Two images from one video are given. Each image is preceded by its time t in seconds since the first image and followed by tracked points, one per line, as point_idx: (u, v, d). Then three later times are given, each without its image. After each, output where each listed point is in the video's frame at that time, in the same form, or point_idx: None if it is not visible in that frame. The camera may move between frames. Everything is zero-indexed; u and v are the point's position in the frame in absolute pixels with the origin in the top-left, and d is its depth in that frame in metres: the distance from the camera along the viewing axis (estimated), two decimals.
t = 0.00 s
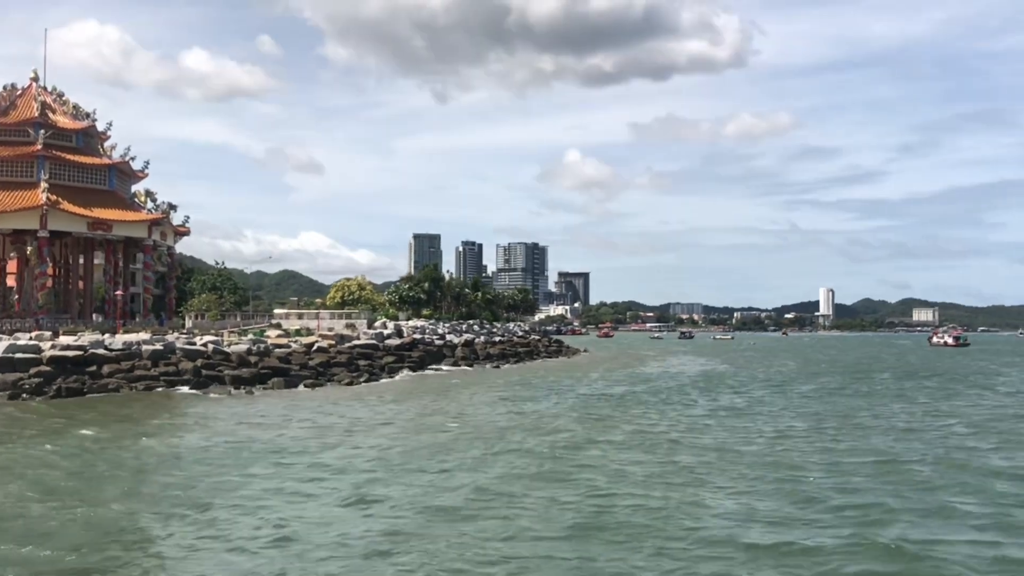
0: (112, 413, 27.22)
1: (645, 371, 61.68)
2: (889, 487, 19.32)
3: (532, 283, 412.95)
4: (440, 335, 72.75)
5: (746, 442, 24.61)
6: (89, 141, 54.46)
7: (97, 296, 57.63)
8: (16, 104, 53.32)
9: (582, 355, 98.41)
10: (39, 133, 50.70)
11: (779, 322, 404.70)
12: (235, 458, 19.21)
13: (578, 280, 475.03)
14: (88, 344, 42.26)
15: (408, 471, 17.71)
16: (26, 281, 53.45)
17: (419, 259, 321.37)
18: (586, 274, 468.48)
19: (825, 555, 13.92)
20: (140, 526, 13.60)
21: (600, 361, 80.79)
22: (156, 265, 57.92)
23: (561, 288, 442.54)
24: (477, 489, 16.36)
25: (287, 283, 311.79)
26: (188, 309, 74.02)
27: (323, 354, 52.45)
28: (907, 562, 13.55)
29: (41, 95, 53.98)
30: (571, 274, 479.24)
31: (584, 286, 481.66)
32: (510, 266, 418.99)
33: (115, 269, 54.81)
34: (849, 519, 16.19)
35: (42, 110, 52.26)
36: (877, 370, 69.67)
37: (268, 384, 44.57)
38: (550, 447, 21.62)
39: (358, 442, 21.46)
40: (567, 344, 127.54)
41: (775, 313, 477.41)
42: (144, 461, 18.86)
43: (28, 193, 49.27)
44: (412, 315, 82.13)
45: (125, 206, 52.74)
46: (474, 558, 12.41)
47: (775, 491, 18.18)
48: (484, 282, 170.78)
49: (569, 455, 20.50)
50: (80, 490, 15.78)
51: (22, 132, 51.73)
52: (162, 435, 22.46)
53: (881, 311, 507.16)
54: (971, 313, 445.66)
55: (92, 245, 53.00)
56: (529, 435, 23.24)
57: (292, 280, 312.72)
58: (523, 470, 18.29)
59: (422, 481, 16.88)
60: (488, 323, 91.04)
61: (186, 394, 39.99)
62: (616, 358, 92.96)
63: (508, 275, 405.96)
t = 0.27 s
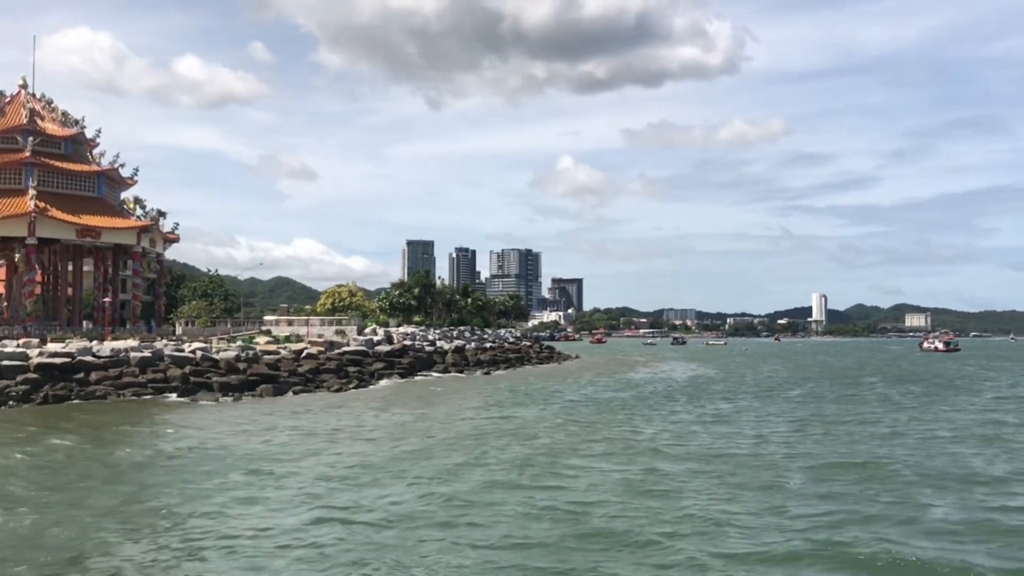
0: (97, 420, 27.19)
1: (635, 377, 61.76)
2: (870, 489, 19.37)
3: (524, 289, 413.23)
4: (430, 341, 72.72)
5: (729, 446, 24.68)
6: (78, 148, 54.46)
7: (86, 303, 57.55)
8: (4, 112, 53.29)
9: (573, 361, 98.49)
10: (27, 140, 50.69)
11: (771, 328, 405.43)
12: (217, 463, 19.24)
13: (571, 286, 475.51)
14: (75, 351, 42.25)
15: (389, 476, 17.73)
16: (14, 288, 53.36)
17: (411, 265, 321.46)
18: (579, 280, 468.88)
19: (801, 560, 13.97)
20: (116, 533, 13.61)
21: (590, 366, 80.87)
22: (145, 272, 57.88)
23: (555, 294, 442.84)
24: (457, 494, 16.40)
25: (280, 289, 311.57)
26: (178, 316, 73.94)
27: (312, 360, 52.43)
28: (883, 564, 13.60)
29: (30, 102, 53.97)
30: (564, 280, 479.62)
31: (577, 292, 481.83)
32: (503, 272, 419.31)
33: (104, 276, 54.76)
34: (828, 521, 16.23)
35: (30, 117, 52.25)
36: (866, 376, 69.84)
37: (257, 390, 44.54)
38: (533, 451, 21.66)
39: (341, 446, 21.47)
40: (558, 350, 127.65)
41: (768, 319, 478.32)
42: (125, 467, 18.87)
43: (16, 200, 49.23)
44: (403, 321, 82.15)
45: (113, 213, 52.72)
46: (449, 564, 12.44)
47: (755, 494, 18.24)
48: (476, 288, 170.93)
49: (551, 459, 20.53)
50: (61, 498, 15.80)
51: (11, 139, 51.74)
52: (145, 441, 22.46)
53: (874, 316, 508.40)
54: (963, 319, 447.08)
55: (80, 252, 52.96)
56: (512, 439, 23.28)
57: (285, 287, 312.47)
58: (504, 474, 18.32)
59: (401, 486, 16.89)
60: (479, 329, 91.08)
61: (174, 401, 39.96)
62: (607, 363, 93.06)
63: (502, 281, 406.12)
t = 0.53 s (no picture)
0: (82, 426, 27.16)
1: (624, 382, 61.79)
2: (849, 492, 19.44)
3: (517, 293, 413.48)
4: (420, 346, 72.68)
5: (712, 450, 24.73)
6: (66, 153, 54.42)
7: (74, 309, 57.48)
8: None
9: (564, 365, 98.49)
10: (14, 146, 50.63)
11: (764, 332, 406.14)
12: (197, 468, 19.24)
13: (565, 291, 475.97)
14: (62, 357, 42.25)
15: (369, 481, 17.74)
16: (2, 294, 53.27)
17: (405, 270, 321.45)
18: (572, 285, 469.53)
19: (776, 563, 14.02)
20: (91, 538, 13.62)
21: (581, 371, 80.90)
22: (133, 277, 57.83)
23: (547, 299, 443.01)
24: (436, 499, 16.42)
25: (272, 294, 311.12)
26: (167, 322, 73.86)
27: (300, 366, 52.41)
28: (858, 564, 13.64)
29: (17, 108, 53.92)
30: (557, 284, 480.01)
31: (571, 297, 482.36)
32: (496, 277, 419.42)
33: (92, 282, 54.70)
34: (806, 523, 16.29)
35: (18, 122, 52.19)
36: (854, 380, 69.98)
37: (244, 396, 44.49)
38: (516, 455, 21.69)
39: (323, 451, 21.49)
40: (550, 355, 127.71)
41: (761, 323, 479.26)
42: (106, 473, 18.87)
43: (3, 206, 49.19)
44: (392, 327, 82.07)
45: (101, 219, 52.67)
46: (424, 565, 12.47)
47: (735, 498, 18.30)
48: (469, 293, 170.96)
49: (533, 464, 20.56)
50: (38, 504, 15.84)
51: None
52: (127, 447, 22.45)
53: (865, 320, 509.50)
54: (954, 322, 448.45)
55: (68, 257, 52.90)
56: (495, 444, 23.31)
57: (278, 292, 312.13)
58: (484, 479, 18.36)
59: (381, 491, 16.91)
60: (469, 334, 91.04)
61: (160, 407, 39.93)
62: (598, 368, 93.08)
63: (494, 286, 406.20)
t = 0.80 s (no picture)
0: (62, 429, 27.08)
1: (611, 385, 61.82)
2: (827, 490, 19.48)
3: (508, 297, 413.38)
4: (407, 349, 72.61)
5: (693, 451, 24.76)
6: (50, 155, 54.27)
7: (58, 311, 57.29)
8: None
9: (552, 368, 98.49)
10: None
11: (754, 335, 406.84)
12: (175, 472, 19.19)
13: (556, 294, 476.07)
14: (45, 360, 42.12)
15: (346, 484, 17.71)
16: None
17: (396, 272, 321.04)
18: (562, 288, 469.71)
19: (748, 559, 14.08)
20: (64, 543, 13.56)
21: (568, 374, 80.89)
22: (118, 280, 57.66)
23: (538, 302, 443.05)
24: (411, 502, 16.39)
25: (262, 297, 310.36)
26: (153, 325, 73.69)
27: (286, 368, 52.31)
28: (830, 561, 13.67)
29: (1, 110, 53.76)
30: (548, 288, 480.16)
31: (561, 300, 482.50)
32: (487, 280, 419.31)
33: (77, 285, 54.53)
34: (782, 521, 16.32)
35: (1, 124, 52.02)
36: (840, 382, 70.16)
37: (228, 399, 44.39)
38: (495, 458, 21.68)
39: (302, 454, 21.45)
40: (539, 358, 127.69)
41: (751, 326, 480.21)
42: (83, 476, 18.84)
43: None
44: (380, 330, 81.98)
45: (85, 221, 52.52)
46: (394, 567, 12.44)
47: (712, 498, 18.33)
48: (459, 296, 170.85)
49: (512, 466, 20.56)
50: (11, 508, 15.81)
51: None
52: (106, 451, 22.36)
53: (855, 324, 510.99)
54: (943, 326, 450.30)
55: (52, 260, 52.73)
56: (476, 446, 23.31)
57: (268, 295, 311.52)
58: (462, 481, 18.33)
59: (358, 493, 16.87)
60: (457, 337, 91.00)
61: (144, 410, 39.84)
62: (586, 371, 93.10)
63: (485, 289, 406.31)
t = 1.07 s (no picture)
0: (41, 429, 27.06)
1: (595, 386, 61.98)
2: (801, 489, 19.61)
3: (496, 298, 413.47)
4: (392, 350, 72.64)
5: (672, 451, 24.89)
6: (33, 155, 54.13)
7: (41, 311, 57.11)
8: None
9: (538, 369, 98.65)
10: None
11: (742, 337, 408.01)
12: (151, 472, 19.21)
13: (544, 295, 476.38)
14: (27, 359, 42.04)
15: (322, 485, 17.78)
16: None
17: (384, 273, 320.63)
18: (551, 289, 469.97)
19: (717, 555, 14.24)
20: (37, 541, 13.61)
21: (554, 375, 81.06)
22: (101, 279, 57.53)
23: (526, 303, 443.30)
24: (384, 503, 16.41)
25: (250, 297, 309.62)
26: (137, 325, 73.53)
27: (269, 369, 52.31)
28: (798, 558, 13.78)
29: None
30: (536, 289, 480.36)
31: (550, 301, 482.82)
32: (475, 281, 419.27)
33: (59, 284, 54.38)
34: (753, 519, 16.49)
35: None
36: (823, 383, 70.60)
37: (211, 399, 44.38)
38: (472, 460, 21.76)
39: (280, 454, 21.51)
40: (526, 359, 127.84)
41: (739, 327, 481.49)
42: (60, 476, 18.88)
43: None
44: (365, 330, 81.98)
45: (68, 221, 52.40)
46: (365, 566, 12.47)
47: (687, 498, 18.44)
48: (446, 297, 170.87)
49: (489, 467, 20.65)
50: None
51: None
52: (84, 451, 22.39)
53: (842, 325, 513.07)
54: (928, 327, 452.61)
55: (35, 259, 52.58)
56: (454, 447, 23.42)
57: (255, 295, 310.75)
58: (438, 483, 18.40)
59: (334, 494, 16.96)
60: (443, 338, 91.07)
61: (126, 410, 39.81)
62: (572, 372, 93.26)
63: (473, 290, 406.41)
